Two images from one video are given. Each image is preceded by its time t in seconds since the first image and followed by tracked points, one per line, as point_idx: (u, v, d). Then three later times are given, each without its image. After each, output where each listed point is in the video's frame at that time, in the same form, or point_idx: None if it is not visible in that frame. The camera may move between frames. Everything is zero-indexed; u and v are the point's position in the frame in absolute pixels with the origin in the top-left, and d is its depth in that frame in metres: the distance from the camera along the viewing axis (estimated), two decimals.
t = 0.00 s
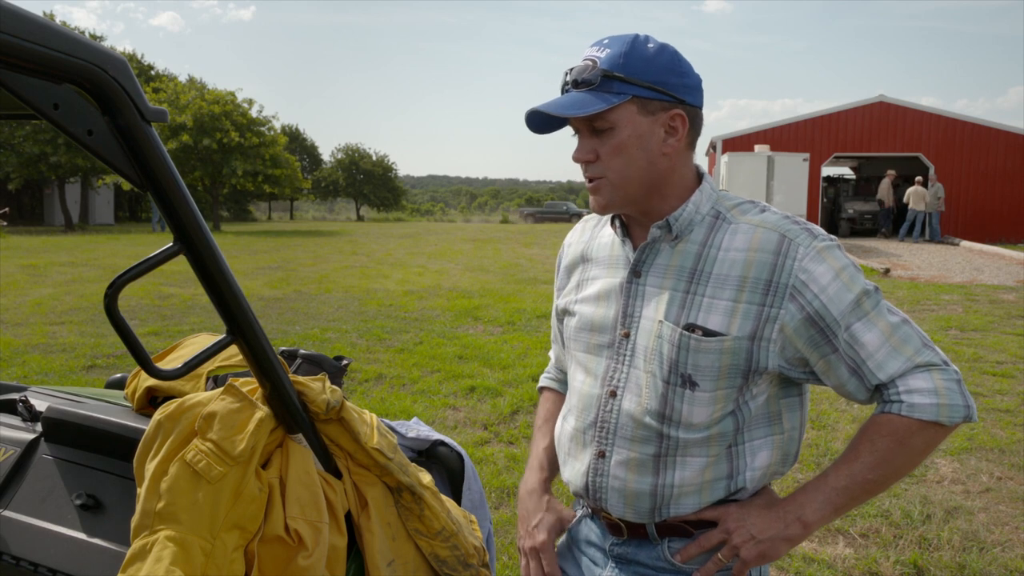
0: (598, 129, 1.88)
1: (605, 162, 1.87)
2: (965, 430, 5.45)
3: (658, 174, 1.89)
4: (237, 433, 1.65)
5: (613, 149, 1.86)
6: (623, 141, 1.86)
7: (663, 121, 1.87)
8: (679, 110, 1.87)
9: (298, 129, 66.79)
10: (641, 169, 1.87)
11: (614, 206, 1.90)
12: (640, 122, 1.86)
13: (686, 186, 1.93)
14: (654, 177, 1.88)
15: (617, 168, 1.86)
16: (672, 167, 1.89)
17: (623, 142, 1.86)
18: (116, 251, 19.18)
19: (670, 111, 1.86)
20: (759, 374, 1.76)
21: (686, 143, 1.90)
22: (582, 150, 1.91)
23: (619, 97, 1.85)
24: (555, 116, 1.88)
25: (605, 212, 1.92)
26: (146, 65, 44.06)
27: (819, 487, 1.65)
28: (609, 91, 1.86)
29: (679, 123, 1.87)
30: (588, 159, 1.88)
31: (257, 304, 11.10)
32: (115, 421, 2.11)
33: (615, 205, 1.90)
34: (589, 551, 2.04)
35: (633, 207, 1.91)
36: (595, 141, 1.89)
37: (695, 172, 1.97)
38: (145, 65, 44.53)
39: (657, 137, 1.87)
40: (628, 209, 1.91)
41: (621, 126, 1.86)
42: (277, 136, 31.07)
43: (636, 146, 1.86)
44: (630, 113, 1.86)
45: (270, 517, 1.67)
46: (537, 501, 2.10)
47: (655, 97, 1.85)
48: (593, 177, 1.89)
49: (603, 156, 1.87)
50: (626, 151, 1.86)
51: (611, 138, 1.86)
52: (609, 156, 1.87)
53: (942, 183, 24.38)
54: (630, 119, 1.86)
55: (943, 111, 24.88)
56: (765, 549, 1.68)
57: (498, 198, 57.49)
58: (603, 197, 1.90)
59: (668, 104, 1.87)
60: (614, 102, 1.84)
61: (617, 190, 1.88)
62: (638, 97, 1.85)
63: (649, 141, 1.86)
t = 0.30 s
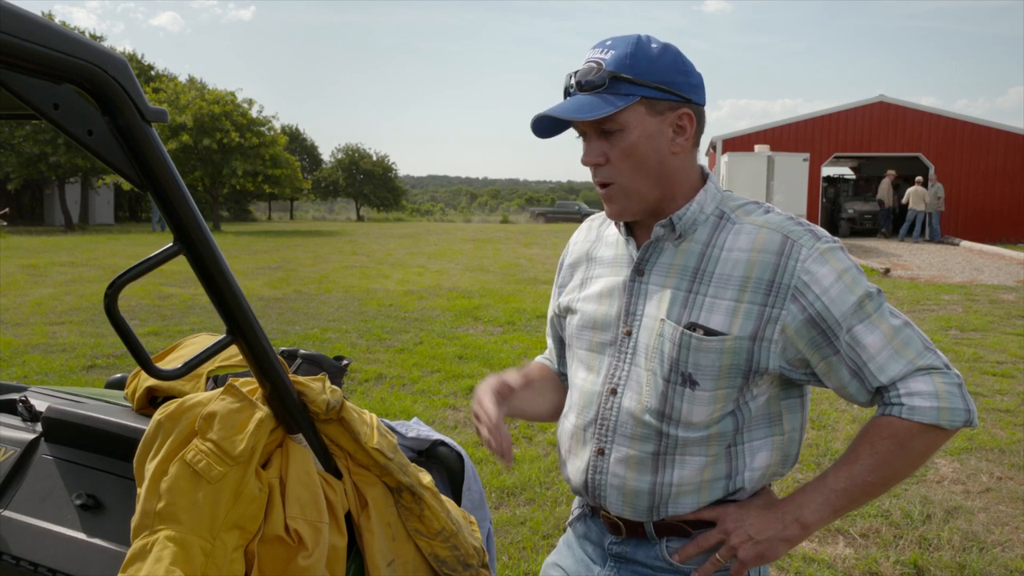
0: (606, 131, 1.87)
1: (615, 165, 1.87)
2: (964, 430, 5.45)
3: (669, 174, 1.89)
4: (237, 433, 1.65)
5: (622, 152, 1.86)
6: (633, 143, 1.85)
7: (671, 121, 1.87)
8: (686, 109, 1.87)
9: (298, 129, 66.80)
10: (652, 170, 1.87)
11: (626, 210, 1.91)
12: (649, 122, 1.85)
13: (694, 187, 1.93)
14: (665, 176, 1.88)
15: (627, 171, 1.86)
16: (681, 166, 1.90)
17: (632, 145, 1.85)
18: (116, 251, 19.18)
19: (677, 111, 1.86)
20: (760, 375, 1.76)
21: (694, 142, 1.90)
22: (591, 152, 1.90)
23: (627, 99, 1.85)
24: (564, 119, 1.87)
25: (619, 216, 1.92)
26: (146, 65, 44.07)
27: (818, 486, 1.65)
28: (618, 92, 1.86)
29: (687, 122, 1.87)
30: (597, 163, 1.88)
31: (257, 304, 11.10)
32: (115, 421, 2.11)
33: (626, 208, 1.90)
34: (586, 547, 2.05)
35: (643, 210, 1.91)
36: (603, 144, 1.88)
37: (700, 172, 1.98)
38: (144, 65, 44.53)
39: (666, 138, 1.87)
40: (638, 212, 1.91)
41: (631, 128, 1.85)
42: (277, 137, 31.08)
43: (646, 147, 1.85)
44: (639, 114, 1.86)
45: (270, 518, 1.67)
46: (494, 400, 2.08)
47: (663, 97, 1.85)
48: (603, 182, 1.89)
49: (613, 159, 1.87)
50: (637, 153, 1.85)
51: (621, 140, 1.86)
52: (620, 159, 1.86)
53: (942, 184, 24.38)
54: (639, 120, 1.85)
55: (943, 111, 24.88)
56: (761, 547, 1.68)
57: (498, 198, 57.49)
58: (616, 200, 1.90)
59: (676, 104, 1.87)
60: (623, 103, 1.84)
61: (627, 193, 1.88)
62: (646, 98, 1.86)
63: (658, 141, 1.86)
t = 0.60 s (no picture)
0: (608, 127, 1.87)
1: (616, 161, 1.87)
2: (964, 431, 5.45)
3: (669, 172, 1.89)
4: (236, 433, 1.65)
5: (624, 148, 1.86)
6: (634, 139, 1.85)
7: (672, 119, 1.87)
8: (689, 108, 1.87)
9: (298, 129, 66.80)
10: (652, 167, 1.87)
11: (625, 206, 1.91)
12: (651, 120, 1.86)
13: (693, 186, 1.93)
14: (665, 175, 1.89)
15: (628, 167, 1.86)
16: (681, 164, 1.90)
17: (634, 141, 1.85)
18: (116, 251, 19.18)
19: (679, 108, 1.87)
20: (758, 375, 1.75)
21: (695, 141, 1.91)
22: (592, 149, 1.91)
23: (630, 96, 1.85)
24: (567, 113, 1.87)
25: (617, 211, 1.92)
26: (145, 65, 44.07)
27: (816, 487, 1.66)
28: (620, 89, 1.86)
29: (689, 120, 1.88)
30: (598, 159, 1.88)
31: (257, 304, 11.11)
32: (115, 421, 2.11)
33: (625, 204, 1.90)
34: (587, 546, 2.05)
35: (642, 208, 1.91)
36: (605, 140, 1.88)
37: (700, 171, 1.98)
38: (144, 65, 44.53)
39: (667, 135, 1.87)
40: (637, 209, 1.91)
41: (633, 124, 1.85)
42: (277, 137, 31.09)
43: (647, 144, 1.86)
44: (641, 111, 1.86)
45: (269, 518, 1.67)
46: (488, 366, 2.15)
47: (665, 95, 1.86)
48: (603, 177, 1.89)
49: (614, 156, 1.87)
50: (638, 150, 1.85)
51: (622, 137, 1.86)
52: (621, 155, 1.86)
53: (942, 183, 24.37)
54: (641, 117, 1.86)
55: (943, 111, 24.87)
56: (758, 546, 1.68)
57: (498, 198, 57.50)
58: (615, 195, 1.90)
59: (678, 102, 1.87)
60: (626, 100, 1.84)
61: (627, 190, 1.88)
62: (649, 95, 1.86)
63: (659, 139, 1.86)
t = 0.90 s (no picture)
0: (609, 125, 1.87)
1: (614, 158, 1.87)
2: (965, 430, 5.45)
3: (665, 174, 1.89)
4: (237, 433, 1.65)
5: (623, 146, 1.86)
6: (634, 138, 1.85)
7: (674, 122, 1.87)
8: (691, 111, 1.88)
9: (298, 129, 66.81)
10: (650, 168, 1.87)
11: (619, 203, 1.90)
12: (652, 120, 1.86)
13: (691, 189, 1.93)
14: (662, 177, 1.89)
15: (625, 166, 1.86)
16: (679, 167, 1.90)
17: (633, 140, 1.85)
18: (116, 250, 19.18)
19: (681, 112, 1.87)
20: (761, 376, 1.76)
21: (694, 145, 1.91)
22: (590, 144, 1.90)
23: (633, 94, 1.84)
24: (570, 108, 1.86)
25: (609, 208, 1.91)
26: (145, 65, 44.06)
27: (820, 487, 1.65)
28: (624, 87, 1.85)
29: (690, 124, 1.88)
30: (596, 155, 1.87)
31: (257, 304, 11.11)
32: (116, 421, 2.11)
33: (619, 202, 1.90)
34: (590, 551, 2.04)
35: (636, 208, 1.91)
36: (603, 137, 1.88)
37: (697, 174, 1.98)
38: (144, 66, 44.55)
39: (667, 136, 1.87)
40: (630, 209, 1.92)
41: (633, 123, 1.85)
42: (277, 136, 31.09)
43: (646, 144, 1.85)
44: (643, 110, 1.86)
45: (270, 517, 1.67)
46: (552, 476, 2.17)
47: (669, 97, 1.86)
48: (599, 173, 1.88)
49: (612, 153, 1.87)
50: (637, 149, 1.85)
51: (622, 135, 1.86)
52: (619, 153, 1.86)
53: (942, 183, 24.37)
54: (642, 117, 1.85)
55: (943, 111, 24.87)
56: (765, 548, 1.68)
57: (498, 198, 57.50)
58: (609, 193, 1.90)
59: (680, 105, 1.87)
60: (629, 98, 1.84)
61: (623, 189, 1.88)
62: (652, 95, 1.86)
63: (659, 140, 1.86)
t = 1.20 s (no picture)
0: (603, 127, 1.87)
1: (610, 161, 1.86)
2: (965, 430, 5.45)
3: (662, 174, 1.89)
4: (237, 433, 1.65)
5: (618, 149, 1.86)
6: (628, 140, 1.85)
7: (667, 121, 1.87)
8: (683, 110, 1.88)
9: (298, 129, 66.79)
10: (645, 169, 1.87)
11: (617, 206, 1.90)
12: (645, 120, 1.86)
13: (687, 188, 1.93)
14: (658, 177, 1.89)
15: (622, 167, 1.86)
16: (675, 166, 1.90)
17: (628, 141, 1.85)
18: (116, 250, 19.19)
19: (674, 111, 1.87)
20: (756, 377, 1.76)
21: (689, 143, 1.91)
22: (584, 148, 1.90)
23: (625, 96, 1.85)
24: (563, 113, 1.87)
25: (609, 212, 1.91)
26: (145, 64, 44.07)
27: (816, 487, 1.65)
28: (616, 89, 1.85)
29: (683, 123, 1.88)
30: (590, 158, 1.87)
31: (257, 304, 11.12)
32: (116, 421, 2.11)
33: (617, 205, 1.90)
34: (587, 550, 2.05)
35: (633, 209, 1.91)
36: (599, 140, 1.88)
37: (693, 173, 1.98)
38: (145, 65, 44.56)
39: (661, 136, 1.87)
40: (628, 210, 1.91)
41: (627, 125, 1.85)
42: (277, 136, 31.09)
43: (642, 145, 1.86)
44: (636, 111, 1.86)
45: (269, 518, 1.67)
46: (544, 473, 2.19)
47: (660, 96, 1.86)
48: (596, 177, 1.88)
49: (608, 156, 1.87)
50: (632, 150, 1.85)
51: (616, 137, 1.86)
52: (615, 156, 1.86)
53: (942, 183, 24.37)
54: (636, 118, 1.85)
55: (943, 111, 24.88)
56: (759, 549, 1.68)
57: (498, 198, 57.49)
58: (608, 197, 1.90)
59: (672, 104, 1.87)
60: (621, 100, 1.84)
61: (620, 191, 1.88)
62: (644, 96, 1.86)
63: (653, 140, 1.86)
